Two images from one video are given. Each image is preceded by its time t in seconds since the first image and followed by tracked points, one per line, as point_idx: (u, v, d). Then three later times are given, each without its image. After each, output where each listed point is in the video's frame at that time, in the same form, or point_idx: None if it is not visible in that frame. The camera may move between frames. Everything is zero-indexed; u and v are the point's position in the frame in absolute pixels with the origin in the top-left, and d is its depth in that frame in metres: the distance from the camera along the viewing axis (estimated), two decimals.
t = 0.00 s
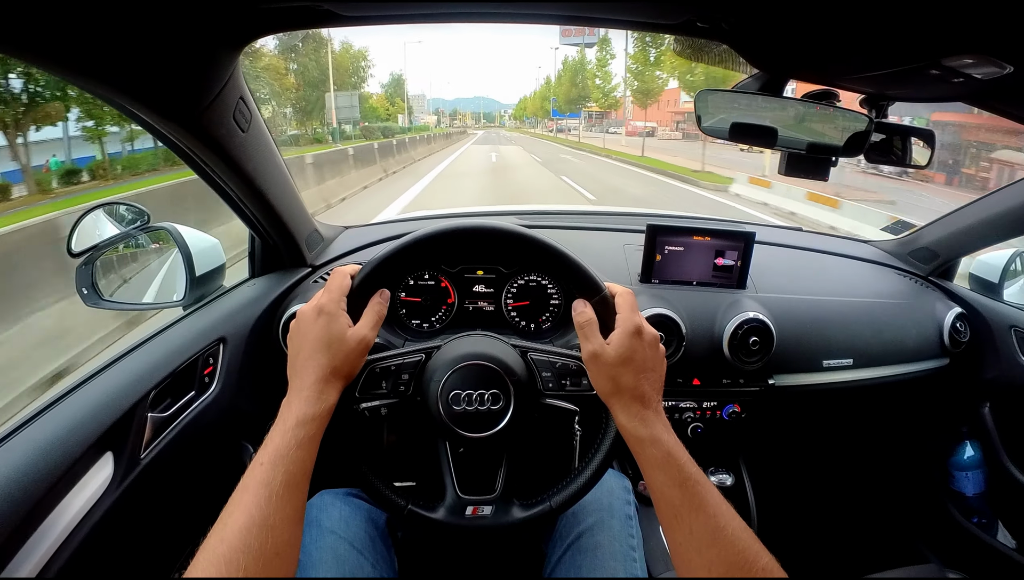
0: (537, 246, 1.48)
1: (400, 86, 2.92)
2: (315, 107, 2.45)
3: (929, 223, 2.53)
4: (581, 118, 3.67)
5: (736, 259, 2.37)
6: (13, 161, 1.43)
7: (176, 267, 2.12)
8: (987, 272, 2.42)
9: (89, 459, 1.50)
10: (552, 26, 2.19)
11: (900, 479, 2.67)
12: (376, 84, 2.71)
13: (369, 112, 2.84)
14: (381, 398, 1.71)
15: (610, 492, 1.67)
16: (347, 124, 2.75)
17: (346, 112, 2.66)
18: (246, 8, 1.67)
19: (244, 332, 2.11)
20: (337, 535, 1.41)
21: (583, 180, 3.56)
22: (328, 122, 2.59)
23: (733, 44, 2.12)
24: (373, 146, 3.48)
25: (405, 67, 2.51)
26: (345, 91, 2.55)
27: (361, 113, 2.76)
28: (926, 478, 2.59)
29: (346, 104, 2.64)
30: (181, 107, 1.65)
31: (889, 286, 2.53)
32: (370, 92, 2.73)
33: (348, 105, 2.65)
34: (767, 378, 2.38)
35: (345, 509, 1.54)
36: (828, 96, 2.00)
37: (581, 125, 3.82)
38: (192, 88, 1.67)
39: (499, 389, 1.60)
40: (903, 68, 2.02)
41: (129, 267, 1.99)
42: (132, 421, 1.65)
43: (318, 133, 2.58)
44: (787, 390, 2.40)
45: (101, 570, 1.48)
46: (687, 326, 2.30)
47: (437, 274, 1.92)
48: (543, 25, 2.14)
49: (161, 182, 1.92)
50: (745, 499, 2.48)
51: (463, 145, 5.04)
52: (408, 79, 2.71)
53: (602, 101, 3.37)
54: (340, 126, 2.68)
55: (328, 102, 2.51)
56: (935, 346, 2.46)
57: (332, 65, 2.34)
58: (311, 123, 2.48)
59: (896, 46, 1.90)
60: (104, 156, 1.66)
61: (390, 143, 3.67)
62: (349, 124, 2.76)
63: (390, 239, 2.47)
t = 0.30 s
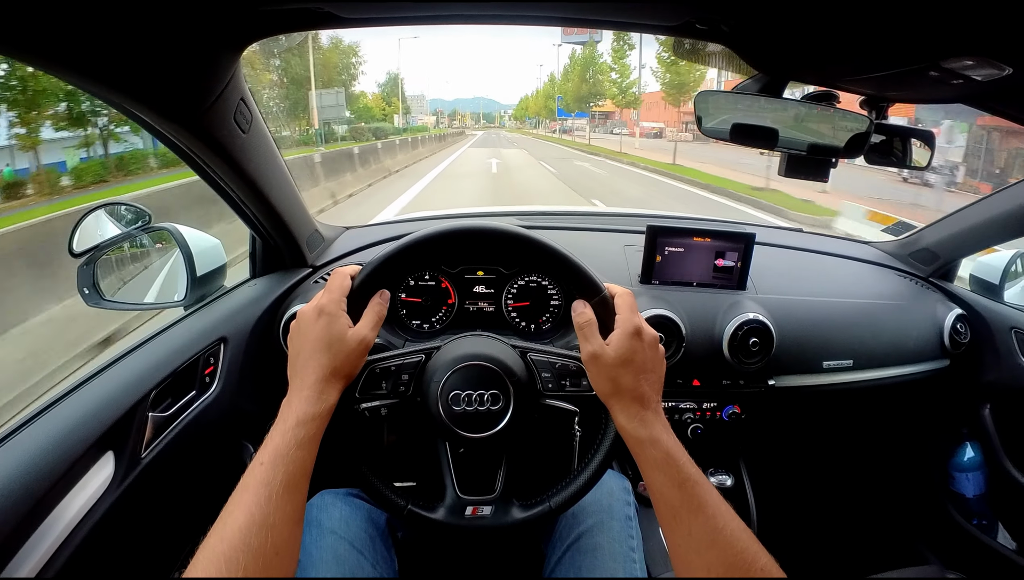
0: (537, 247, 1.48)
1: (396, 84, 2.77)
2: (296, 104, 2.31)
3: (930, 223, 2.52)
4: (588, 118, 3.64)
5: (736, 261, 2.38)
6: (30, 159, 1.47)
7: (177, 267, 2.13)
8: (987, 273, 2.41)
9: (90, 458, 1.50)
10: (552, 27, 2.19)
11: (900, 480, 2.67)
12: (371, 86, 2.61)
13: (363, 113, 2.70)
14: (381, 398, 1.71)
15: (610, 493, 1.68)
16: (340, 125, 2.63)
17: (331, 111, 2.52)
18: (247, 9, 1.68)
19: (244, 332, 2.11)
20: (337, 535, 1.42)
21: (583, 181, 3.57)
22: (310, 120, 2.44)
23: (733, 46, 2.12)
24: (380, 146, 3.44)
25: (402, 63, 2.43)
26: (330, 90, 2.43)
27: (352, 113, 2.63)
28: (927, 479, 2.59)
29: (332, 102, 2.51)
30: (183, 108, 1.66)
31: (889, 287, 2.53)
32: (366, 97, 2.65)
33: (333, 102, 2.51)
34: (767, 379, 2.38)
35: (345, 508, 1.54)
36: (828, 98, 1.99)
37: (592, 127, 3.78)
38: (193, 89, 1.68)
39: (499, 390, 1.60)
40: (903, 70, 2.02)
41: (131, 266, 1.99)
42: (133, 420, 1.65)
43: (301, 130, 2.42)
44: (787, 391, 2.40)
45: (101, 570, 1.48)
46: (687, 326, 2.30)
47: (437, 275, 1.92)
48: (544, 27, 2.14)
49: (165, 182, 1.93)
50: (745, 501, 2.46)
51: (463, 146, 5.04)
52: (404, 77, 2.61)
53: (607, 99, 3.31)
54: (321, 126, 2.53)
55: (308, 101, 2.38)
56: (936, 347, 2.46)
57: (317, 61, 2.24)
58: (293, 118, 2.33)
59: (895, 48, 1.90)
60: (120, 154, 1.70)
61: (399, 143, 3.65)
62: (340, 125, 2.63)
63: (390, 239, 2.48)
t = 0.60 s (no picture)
0: (539, 245, 1.47)
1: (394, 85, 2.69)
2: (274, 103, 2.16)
3: (931, 222, 2.52)
4: (600, 117, 3.50)
5: (738, 260, 2.38)
6: (15, 161, 1.41)
7: (179, 267, 2.11)
8: (989, 272, 2.41)
9: (92, 458, 1.50)
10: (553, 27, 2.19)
11: (902, 479, 2.67)
12: (366, 86, 2.54)
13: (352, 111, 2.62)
14: (384, 399, 1.70)
15: (612, 491, 1.68)
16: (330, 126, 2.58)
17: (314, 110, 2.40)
18: (250, 8, 1.68)
19: (246, 332, 2.11)
20: (340, 534, 1.42)
21: (583, 181, 3.58)
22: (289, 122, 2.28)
23: (735, 44, 2.12)
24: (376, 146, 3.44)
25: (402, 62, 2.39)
26: (314, 87, 2.33)
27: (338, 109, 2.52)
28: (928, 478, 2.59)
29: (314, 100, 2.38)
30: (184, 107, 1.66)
31: (891, 286, 2.53)
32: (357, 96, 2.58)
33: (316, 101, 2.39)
34: (769, 378, 2.38)
35: (348, 507, 1.54)
36: (829, 96, 2.04)
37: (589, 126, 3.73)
38: (193, 87, 1.67)
39: (502, 388, 1.60)
40: (905, 69, 2.02)
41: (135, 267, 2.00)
42: (135, 419, 1.65)
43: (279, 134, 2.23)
44: (790, 391, 2.40)
45: (104, 569, 1.48)
46: (690, 325, 2.30)
47: (439, 274, 1.92)
48: (546, 26, 2.14)
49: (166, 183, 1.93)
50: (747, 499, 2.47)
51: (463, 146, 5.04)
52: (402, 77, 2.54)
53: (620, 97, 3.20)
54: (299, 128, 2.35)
55: (286, 97, 2.23)
56: (938, 346, 2.46)
57: (306, 58, 2.18)
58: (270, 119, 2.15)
59: (897, 47, 1.90)
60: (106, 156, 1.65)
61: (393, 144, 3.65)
62: (329, 124, 2.55)
63: (392, 239, 2.48)
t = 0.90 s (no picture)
0: (543, 248, 1.48)
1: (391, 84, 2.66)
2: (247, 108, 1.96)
3: (932, 224, 2.53)
4: (610, 115, 3.41)
5: (740, 262, 2.39)
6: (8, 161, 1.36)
7: (183, 273, 2.13)
8: (990, 274, 2.42)
9: (98, 459, 1.51)
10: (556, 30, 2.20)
11: (903, 480, 2.68)
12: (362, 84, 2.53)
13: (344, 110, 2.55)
14: (389, 401, 1.71)
15: (616, 492, 1.69)
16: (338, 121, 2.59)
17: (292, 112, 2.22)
18: (256, 12, 1.69)
19: (251, 334, 2.12)
20: (345, 535, 1.43)
21: (584, 182, 3.59)
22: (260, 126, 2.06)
23: (738, 48, 2.13)
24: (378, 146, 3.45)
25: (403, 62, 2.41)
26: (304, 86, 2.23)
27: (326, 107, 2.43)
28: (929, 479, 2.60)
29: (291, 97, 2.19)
30: (190, 110, 1.67)
31: (892, 288, 2.54)
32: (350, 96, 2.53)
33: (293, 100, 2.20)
34: (771, 379, 2.39)
35: (353, 509, 1.55)
36: (832, 100, 2.02)
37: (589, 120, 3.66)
38: (199, 90, 1.68)
39: (507, 390, 1.61)
40: (907, 73, 2.03)
41: (139, 269, 2.00)
42: (140, 422, 1.66)
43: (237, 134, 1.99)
44: (792, 392, 2.41)
45: (111, 571, 1.49)
46: (692, 327, 2.31)
47: (443, 276, 1.93)
48: (549, 30, 2.15)
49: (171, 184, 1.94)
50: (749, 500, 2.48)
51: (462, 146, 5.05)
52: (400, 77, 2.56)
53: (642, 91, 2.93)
54: (293, 133, 2.26)
55: (271, 99, 2.08)
56: (940, 348, 2.46)
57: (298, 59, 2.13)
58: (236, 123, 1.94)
59: (900, 51, 1.91)
60: (59, 164, 1.49)
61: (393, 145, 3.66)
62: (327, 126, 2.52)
63: (396, 240, 2.49)
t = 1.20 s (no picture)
0: (543, 248, 1.47)
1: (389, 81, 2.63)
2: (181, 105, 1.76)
3: (934, 226, 2.52)
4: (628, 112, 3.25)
5: (741, 262, 2.38)
6: None
7: (183, 268, 2.12)
8: (991, 276, 2.42)
9: (97, 458, 1.51)
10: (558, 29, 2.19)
11: (902, 481, 2.67)
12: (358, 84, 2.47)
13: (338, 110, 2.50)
14: (389, 401, 1.71)
15: (616, 493, 1.69)
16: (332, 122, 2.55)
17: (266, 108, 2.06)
18: (257, 10, 1.68)
19: (250, 332, 2.11)
20: (344, 535, 1.42)
21: (585, 182, 3.59)
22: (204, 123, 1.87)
23: (740, 48, 2.13)
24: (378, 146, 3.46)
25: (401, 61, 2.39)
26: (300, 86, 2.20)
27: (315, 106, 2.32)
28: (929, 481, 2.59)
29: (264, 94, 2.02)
30: (191, 108, 1.67)
31: (893, 289, 2.53)
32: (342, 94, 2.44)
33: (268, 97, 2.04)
34: (772, 380, 2.38)
35: (352, 508, 1.55)
36: (834, 100, 2.02)
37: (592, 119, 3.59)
38: (200, 88, 1.68)
39: (507, 389, 1.61)
40: (909, 74, 2.03)
41: (139, 267, 2.00)
42: (139, 420, 1.66)
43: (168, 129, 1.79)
44: (792, 393, 2.41)
45: (108, 569, 1.48)
46: (693, 327, 2.31)
47: (443, 275, 1.93)
48: (551, 29, 2.14)
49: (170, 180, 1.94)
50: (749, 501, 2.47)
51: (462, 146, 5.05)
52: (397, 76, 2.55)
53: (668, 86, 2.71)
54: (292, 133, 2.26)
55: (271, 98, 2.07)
56: (940, 349, 2.46)
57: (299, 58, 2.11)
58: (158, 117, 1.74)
59: (902, 52, 1.91)
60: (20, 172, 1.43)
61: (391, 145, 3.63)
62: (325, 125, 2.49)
63: (396, 240, 2.49)
